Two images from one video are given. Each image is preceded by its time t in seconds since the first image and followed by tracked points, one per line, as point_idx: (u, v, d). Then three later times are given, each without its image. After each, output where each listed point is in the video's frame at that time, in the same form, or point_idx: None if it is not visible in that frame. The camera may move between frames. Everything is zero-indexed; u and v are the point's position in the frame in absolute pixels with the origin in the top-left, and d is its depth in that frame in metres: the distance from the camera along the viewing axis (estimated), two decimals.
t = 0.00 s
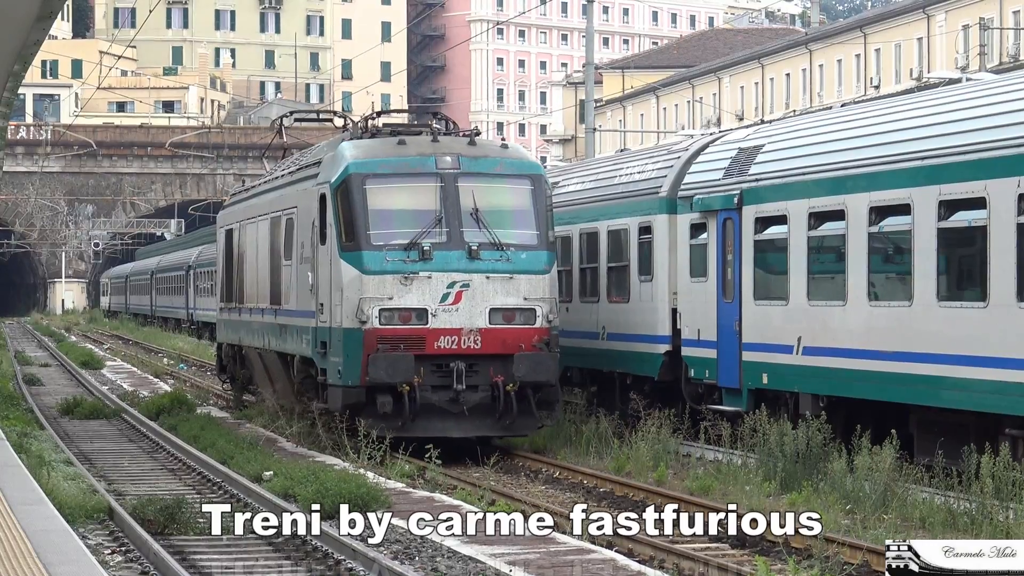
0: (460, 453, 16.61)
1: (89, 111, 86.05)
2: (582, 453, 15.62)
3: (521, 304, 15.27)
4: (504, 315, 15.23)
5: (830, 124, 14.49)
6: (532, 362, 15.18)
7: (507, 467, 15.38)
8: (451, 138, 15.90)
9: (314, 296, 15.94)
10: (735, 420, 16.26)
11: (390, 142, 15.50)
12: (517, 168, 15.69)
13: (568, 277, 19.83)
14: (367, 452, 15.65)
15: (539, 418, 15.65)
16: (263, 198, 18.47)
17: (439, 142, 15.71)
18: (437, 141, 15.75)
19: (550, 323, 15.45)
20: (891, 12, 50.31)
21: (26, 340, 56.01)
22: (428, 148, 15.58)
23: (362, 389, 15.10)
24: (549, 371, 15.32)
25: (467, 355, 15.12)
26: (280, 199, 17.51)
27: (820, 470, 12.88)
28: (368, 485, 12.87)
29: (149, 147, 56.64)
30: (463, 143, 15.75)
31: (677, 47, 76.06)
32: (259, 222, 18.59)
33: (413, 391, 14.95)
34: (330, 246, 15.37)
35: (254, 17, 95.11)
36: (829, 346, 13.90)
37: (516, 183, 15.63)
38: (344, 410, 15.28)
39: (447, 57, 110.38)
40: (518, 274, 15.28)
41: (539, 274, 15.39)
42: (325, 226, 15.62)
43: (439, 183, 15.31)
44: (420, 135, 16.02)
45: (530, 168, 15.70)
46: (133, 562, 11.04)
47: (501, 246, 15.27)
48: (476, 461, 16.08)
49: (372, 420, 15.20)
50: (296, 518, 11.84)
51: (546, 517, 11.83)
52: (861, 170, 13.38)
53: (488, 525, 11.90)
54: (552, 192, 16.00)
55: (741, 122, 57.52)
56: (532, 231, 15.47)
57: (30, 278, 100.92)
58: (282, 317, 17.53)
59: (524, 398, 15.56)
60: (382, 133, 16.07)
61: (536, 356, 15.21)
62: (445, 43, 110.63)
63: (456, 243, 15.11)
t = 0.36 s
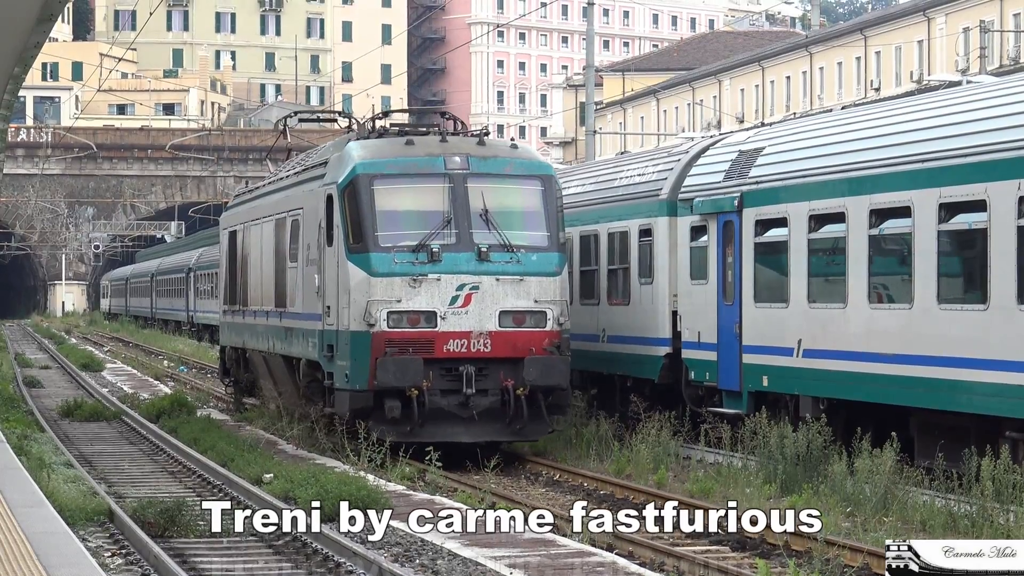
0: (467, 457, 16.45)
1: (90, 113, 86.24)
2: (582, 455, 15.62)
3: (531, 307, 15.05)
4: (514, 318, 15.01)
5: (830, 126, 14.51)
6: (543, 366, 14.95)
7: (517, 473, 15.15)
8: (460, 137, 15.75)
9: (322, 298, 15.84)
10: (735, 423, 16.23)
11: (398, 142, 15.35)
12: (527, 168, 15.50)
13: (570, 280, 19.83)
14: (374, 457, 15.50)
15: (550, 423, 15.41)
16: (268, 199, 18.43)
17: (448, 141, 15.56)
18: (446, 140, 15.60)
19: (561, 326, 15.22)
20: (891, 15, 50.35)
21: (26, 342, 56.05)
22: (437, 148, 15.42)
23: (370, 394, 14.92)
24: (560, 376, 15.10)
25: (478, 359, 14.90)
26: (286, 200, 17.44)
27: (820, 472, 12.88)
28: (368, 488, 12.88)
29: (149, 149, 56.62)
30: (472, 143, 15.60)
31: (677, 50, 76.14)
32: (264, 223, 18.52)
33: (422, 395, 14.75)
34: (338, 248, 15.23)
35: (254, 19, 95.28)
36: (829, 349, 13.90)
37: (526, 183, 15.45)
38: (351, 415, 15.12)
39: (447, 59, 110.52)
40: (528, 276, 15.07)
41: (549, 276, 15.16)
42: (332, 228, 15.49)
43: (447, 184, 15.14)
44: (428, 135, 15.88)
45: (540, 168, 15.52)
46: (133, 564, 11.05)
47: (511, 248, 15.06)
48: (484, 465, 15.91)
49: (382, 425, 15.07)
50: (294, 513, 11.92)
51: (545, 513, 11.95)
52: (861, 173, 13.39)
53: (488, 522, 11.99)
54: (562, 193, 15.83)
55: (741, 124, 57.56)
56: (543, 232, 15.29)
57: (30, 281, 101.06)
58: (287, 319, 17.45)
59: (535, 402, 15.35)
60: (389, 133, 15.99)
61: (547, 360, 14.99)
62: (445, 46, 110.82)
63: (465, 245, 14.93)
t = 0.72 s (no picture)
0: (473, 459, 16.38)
1: (88, 116, 86.08)
2: (582, 456, 15.64)
3: (540, 309, 14.99)
4: (523, 319, 14.96)
5: (829, 127, 14.52)
6: (552, 369, 14.91)
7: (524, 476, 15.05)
8: (468, 136, 15.68)
9: (327, 300, 15.75)
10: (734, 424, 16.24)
11: (405, 141, 15.28)
12: (537, 167, 15.47)
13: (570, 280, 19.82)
14: (379, 461, 15.43)
15: (558, 426, 15.34)
16: (271, 199, 18.38)
17: (455, 141, 15.49)
18: (453, 140, 15.53)
19: (571, 328, 15.18)
20: (890, 16, 50.34)
21: (24, 343, 55.98)
22: (444, 147, 15.35)
23: (376, 397, 14.86)
24: (569, 378, 15.05)
25: (486, 360, 14.85)
26: (289, 200, 17.40)
27: (819, 473, 12.88)
28: (366, 488, 12.93)
29: (148, 151, 56.52)
30: (480, 143, 15.53)
31: (676, 51, 76.15)
32: (267, 223, 18.49)
33: (430, 398, 14.72)
34: (344, 249, 15.15)
35: (254, 21, 94.72)
36: (828, 350, 13.89)
37: (535, 183, 15.39)
38: (357, 418, 15.05)
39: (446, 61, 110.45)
40: (539, 277, 15.02)
41: (560, 277, 15.12)
42: (337, 227, 15.43)
43: (455, 183, 15.08)
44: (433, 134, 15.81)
45: (549, 167, 15.47)
46: (133, 565, 11.08)
47: (520, 248, 14.99)
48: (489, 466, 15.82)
49: (389, 430, 14.98)
50: (294, 510, 12.09)
51: (545, 510, 12.10)
52: (860, 175, 13.39)
53: (487, 519, 12.11)
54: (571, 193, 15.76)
55: (740, 126, 57.55)
56: (554, 232, 15.23)
57: (29, 283, 100.94)
58: (291, 321, 17.40)
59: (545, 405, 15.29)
60: (396, 132, 15.95)
61: (557, 362, 14.94)
62: (444, 48, 110.84)
63: (474, 246, 14.86)
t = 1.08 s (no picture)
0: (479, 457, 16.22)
1: (86, 114, 86.29)
2: (580, 454, 15.65)
3: (549, 307, 14.81)
4: (532, 319, 14.77)
5: (825, 126, 14.52)
6: (561, 369, 14.70)
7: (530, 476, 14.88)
8: (474, 133, 15.50)
9: (332, 299, 15.62)
10: (731, 423, 16.27)
11: (411, 137, 15.10)
12: (545, 164, 15.27)
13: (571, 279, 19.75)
14: (383, 462, 15.27)
15: (567, 427, 15.14)
16: (273, 197, 18.28)
17: (462, 137, 15.30)
18: (459, 136, 15.34)
19: (580, 328, 14.99)
20: (886, 15, 50.36)
21: (22, 342, 56.01)
22: (451, 144, 15.17)
23: (382, 397, 14.66)
24: (579, 379, 14.84)
25: (493, 360, 14.66)
26: (291, 198, 17.29)
27: (817, 472, 12.88)
28: (364, 487, 12.94)
29: (146, 149, 56.50)
30: (486, 139, 15.37)
31: (673, 50, 76.15)
32: (269, 222, 18.39)
33: (436, 399, 14.51)
34: (349, 247, 15.01)
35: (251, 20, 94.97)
36: (826, 349, 13.91)
37: (544, 180, 15.21)
38: (362, 419, 14.86)
39: (444, 59, 110.55)
40: (546, 276, 14.83)
41: (567, 275, 14.93)
42: (341, 225, 15.28)
43: (462, 180, 14.91)
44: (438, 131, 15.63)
45: (558, 164, 15.29)
46: (130, 565, 11.07)
47: (528, 246, 14.82)
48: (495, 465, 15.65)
49: (395, 431, 14.77)
50: (294, 508, 12.14)
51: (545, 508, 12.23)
52: (856, 174, 13.40)
53: (487, 516, 12.20)
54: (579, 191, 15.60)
55: (736, 125, 57.61)
56: (562, 230, 15.04)
57: (27, 282, 101.05)
58: (294, 320, 17.29)
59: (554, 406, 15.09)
60: (400, 129, 15.85)
61: (566, 363, 14.73)
62: (442, 46, 111.05)
63: (481, 244, 14.68)
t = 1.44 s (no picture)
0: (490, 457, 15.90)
1: (83, 113, 86.34)
2: (578, 452, 15.67)
3: (558, 305, 14.53)
4: (541, 317, 14.50)
5: (824, 123, 14.51)
6: (572, 368, 14.43)
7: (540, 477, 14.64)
8: (481, 127, 15.19)
9: (336, 297, 15.28)
10: (729, 420, 16.28)
11: (417, 132, 14.78)
12: (555, 159, 14.97)
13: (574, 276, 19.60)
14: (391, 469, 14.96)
15: (577, 428, 14.86)
16: (275, 194, 18.10)
17: (469, 132, 14.98)
18: (467, 131, 15.01)
19: (590, 326, 14.71)
20: (883, 12, 50.38)
21: (20, 341, 56.06)
22: (458, 138, 14.86)
23: (389, 398, 14.38)
24: (590, 378, 14.57)
25: (502, 360, 14.38)
26: (294, 194, 17.03)
27: (815, 469, 12.87)
28: (362, 485, 12.94)
29: (143, 148, 56.56)
30: (494, 134, 15.06)
31: (671, 47, 76.16)
32: (271, 219, 18.18)
33: (444, 398, 14.26)
34: (354, 244, 14.69)
35: (248, 18, 95.11)
36: (824, 346, 13.90)
37: (553, 176, 14.92)
38: (368, 420, 14.59)
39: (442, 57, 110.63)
40: (555, 273, 14.56)
41: (577, 272, 14.66)
42: (346, 222, 14.97)
43: (469, 176, 14.61)
44: (444, 126, 15.30)
45: (568, 159, 14.98)
46: (128, 563, 11.07)
47: (537, 243, 14.55)
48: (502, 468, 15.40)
49: (403, 432, 14.51)
50: (295, 506, 12.19)
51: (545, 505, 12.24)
52: (855, 171, 13.41)
53: (487, 513, 12.21)
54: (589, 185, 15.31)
55: (734, 122, 57.64)
56: (572, 227, 14.76)
57: (24, 280, 101.07)
58: (297, 319, 17.00)
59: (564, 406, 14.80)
60: (405, 124, 15.45)
61: (576, 362, 14.47)
62: (439, 44, 111.09)
63: (489, 241, 14.40)
